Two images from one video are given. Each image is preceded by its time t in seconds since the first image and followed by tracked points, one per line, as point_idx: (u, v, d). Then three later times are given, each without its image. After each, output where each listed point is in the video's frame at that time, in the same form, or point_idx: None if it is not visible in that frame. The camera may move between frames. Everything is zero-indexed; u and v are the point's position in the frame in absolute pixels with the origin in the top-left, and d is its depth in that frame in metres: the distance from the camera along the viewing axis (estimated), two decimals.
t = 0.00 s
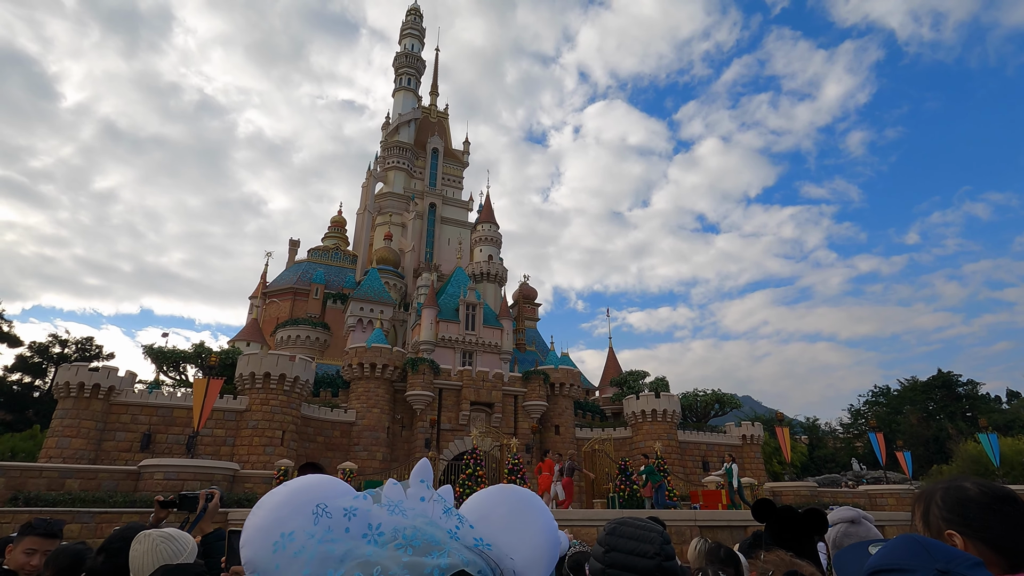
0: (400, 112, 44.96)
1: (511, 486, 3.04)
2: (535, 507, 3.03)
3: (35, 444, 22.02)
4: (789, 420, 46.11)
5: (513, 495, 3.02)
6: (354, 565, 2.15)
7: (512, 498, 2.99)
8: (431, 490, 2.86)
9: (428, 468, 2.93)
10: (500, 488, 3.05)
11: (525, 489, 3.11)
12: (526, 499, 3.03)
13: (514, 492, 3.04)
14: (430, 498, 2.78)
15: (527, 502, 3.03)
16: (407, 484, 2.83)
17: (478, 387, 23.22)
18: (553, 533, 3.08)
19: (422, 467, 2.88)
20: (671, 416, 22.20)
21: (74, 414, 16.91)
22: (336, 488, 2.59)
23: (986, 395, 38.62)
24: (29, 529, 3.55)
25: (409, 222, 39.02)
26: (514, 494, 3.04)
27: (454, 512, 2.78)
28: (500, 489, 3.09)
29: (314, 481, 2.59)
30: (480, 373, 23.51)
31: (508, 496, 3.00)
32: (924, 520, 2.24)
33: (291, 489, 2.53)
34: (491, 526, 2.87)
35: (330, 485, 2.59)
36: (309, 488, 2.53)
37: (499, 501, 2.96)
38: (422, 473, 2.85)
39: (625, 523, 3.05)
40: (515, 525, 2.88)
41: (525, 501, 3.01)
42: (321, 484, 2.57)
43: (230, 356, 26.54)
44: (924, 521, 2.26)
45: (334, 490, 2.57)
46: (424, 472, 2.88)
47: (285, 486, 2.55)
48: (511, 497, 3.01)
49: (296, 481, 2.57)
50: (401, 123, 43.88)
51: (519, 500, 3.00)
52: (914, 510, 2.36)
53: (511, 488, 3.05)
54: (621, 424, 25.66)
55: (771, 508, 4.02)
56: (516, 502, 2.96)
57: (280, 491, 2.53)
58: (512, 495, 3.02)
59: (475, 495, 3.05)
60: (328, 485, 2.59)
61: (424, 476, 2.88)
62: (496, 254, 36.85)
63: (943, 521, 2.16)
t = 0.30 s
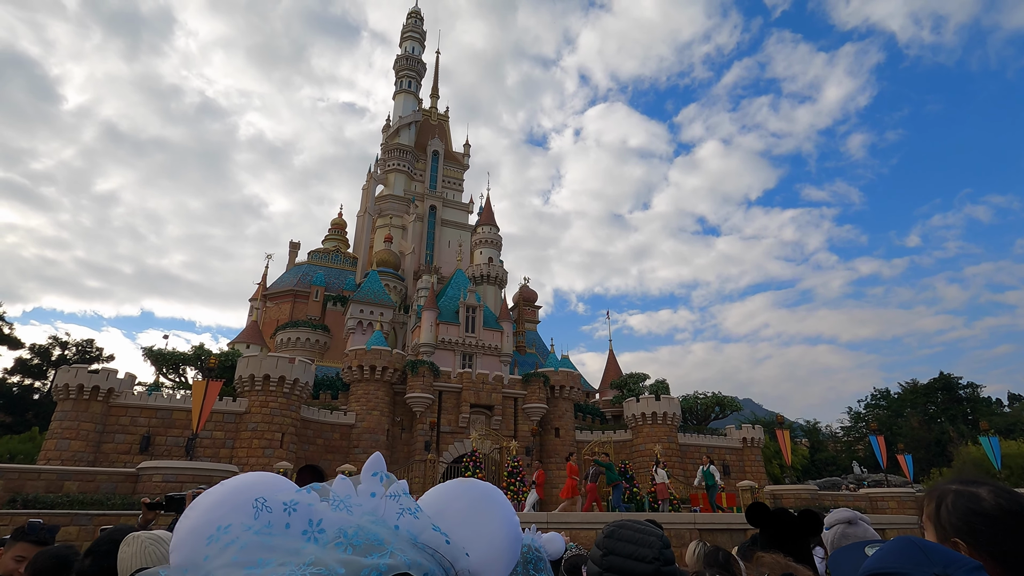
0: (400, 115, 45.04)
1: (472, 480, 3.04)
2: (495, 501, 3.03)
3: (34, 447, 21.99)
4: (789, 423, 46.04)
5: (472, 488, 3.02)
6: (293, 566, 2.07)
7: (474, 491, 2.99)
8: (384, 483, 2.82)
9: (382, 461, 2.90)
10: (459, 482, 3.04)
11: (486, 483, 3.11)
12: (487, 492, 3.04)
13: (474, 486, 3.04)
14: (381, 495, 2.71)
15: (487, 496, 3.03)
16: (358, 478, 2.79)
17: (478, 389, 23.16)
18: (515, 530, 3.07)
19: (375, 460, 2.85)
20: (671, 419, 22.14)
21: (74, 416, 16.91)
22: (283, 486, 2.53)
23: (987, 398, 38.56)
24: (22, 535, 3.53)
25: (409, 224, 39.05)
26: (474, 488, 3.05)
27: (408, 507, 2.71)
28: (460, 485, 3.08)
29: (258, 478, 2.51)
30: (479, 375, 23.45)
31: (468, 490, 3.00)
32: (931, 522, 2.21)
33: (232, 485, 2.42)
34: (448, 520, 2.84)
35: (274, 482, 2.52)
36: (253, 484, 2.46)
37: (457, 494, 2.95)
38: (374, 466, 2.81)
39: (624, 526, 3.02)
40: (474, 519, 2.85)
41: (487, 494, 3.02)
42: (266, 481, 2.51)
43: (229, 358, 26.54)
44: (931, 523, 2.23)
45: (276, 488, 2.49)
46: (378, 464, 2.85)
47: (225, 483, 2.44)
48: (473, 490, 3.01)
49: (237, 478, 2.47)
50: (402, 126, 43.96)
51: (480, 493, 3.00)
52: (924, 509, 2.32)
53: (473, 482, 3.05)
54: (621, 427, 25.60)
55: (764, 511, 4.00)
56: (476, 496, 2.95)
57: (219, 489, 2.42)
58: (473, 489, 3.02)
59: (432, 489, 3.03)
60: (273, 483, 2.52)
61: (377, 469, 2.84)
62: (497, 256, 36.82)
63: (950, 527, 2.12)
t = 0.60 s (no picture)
0: (400, 116, 45.06)
1: (456, 482, 3.15)
2: (482, 501, 3.12)
3: (30, 448, 21.92)
4: (788, 425, 46.04)
5: (457, 489, 3.13)
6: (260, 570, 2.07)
7: (459, 493, 3.10)
8: (363, 485, 2.84)
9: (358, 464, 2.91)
10: (443, 484, 3.13)
11: (471, 484, 3.21)
12: (472, 493, 3.14)
13: (459, 487, 3.14)
14: (359, 498, 2.75)
15: (473, 497, 3.12)
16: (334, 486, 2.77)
17: (477, 391, 23.11)
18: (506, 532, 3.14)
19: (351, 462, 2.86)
20: (670, 421, 22.12)
21: (71, 417, 16.87)
22: (245, 490, 2.47)
23: (986, 401, 38.58)
24: (11, 536, 3.50)
25: (408, 226, 39.02)
26: (459, 489, 3.15)
27: (386, 509, 2.76)
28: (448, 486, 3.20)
29: (218, 484, 2.44)
30: (478, 377, 23.40)
31: (452, 492, 3.10)
32: (949, 530, 2.15)
33: (190, 495, 2.36)
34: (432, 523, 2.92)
35: (235, 487, 2.46)
36: (213, 491, 2.39)
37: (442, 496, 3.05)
38: (351, 468, 2.84)
39: (632, 531, 2.99)
40: (458, 519, 2.94)
41: (473, 495, 3.11)
42: (226, 487, 2.44)
43: (228, 359, 26.49)
44: (947, 531, 2.18)
45: (242, 491, 2.46)
46: (354, 467, 2.87)
47: (182, 492, 2.38)
48: (459, 490, 3.11)
49: (195, 486, 2.41)
50: (401, 128, 43.97)
51: (465, 495, 3.09)
52: (942, 515, 2.26)
53: (459, 483, 3.17)
54: (620, 429, 25.57)
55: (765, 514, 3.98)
56: (460, 497, 3.04)
57: (176, 499, 2.36)
58: (459, 491, 3.12)
59: (417, 491, 3.13)
60: (234, 488, 2.46)
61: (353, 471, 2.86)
62: (496, 258, 36.81)
63: (970, 534, 2.06)
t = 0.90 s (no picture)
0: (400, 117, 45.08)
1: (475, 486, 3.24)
2: (500, 504, 3.24)
3: (30, 449, 21.89)
4: (789, 427, 45.98)
5: (476, 494, 3.22)
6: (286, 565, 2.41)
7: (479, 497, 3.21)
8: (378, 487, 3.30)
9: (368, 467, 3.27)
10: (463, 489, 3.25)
11: (491, 488, 3.32)
12: (491, 496, 3.25)
13: (477, 490, 3.24)
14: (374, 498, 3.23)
15: (491, 500, 3.23)
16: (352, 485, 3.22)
17: (477, 392, 23.10)
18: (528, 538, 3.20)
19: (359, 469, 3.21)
20: (671, 422, 22.10)
21: (71, 418, 16.86)
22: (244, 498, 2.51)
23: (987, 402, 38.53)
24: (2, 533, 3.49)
25: (409, 227, 39.01)
26: (478, 492, 3.26)
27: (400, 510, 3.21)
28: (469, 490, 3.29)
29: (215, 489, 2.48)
30: (478, 378, 23.39)
31: (472, 496, 3.22)
32: (974, 535, 2.13)
33: (188, 500, 2.39)
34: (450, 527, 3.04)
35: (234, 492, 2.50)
36: (212, 496, 2.43)
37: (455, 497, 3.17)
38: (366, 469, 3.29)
39: (649, 536, 2.97)
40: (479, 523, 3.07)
41: (492, 499, 3.23)
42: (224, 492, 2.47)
43: (227, 360, 26.49)
44: (973, 537, 2.15)
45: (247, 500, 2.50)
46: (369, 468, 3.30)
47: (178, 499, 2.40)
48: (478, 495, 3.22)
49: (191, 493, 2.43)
50: (402, 129, 43.99)
51: (481, 498, 3.20)
52: (965, 521, 2.24)
53: (479, 487, 3.26)
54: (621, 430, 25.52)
55: (772, 517, 3.96)
56: (479, 499, 3.17)
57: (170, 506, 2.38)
58: (479, 494, 3.24)
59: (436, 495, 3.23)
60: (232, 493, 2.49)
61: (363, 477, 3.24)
62: (496, 259, 36.82)
63: (994, 538, 2.04)
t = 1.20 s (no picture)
0: (403, 118, 45.11)
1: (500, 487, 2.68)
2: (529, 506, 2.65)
3: (36, 449, 21.99)
4: (792, 428, 45.90)
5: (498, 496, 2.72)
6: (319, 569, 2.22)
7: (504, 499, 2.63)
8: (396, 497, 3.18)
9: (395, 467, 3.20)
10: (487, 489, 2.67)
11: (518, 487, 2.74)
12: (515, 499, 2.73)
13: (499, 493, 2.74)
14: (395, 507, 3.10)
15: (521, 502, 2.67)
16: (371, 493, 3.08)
17: (480, 392, 23.09)
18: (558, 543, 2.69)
19: (386, 468, 3.10)
20: (674, 422, 22.07)
21: (76, 418, 16.92)
22: (267, 496, 2.63)
23: (992, 402, 38.38)
24: (9, 534, 3.49)
25: (411, 227, 39.00)
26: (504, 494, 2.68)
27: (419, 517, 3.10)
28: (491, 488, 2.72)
29: (239, 487, 2.64)
30: (482, 378, 23.38)
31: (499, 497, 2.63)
32: (989, 537, 2.12)
33: (212, 496, 2.56)
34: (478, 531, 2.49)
35: (257, 489, 2.64)
36: (236, 494, 2.58)
37: (480, 493, 2.53)
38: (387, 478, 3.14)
39: (670, 545, 2.91)
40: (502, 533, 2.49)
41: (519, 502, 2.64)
42: (247, 490, 2.63)
43: (231, 361, 26.56)
44: (987, 539, 2.14)
45: (261, 492, 2.64)
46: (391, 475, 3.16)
47: (203, 495, 2.58)
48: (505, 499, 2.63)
49: (214, 489, 2.62)
50: (405, 129, 44.00)
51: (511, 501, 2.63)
52: (977, 523, 2.24)
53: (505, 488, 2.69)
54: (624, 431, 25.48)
55: (775, 515, 3.94)
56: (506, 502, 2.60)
57: (196, 501, 2.57)
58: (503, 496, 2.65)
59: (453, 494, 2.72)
60: (255, 489, 2.65)
61: (390, 478, 3.19)
62: (499, 259, 36.81)
63: (1008, 538, 2.04)
